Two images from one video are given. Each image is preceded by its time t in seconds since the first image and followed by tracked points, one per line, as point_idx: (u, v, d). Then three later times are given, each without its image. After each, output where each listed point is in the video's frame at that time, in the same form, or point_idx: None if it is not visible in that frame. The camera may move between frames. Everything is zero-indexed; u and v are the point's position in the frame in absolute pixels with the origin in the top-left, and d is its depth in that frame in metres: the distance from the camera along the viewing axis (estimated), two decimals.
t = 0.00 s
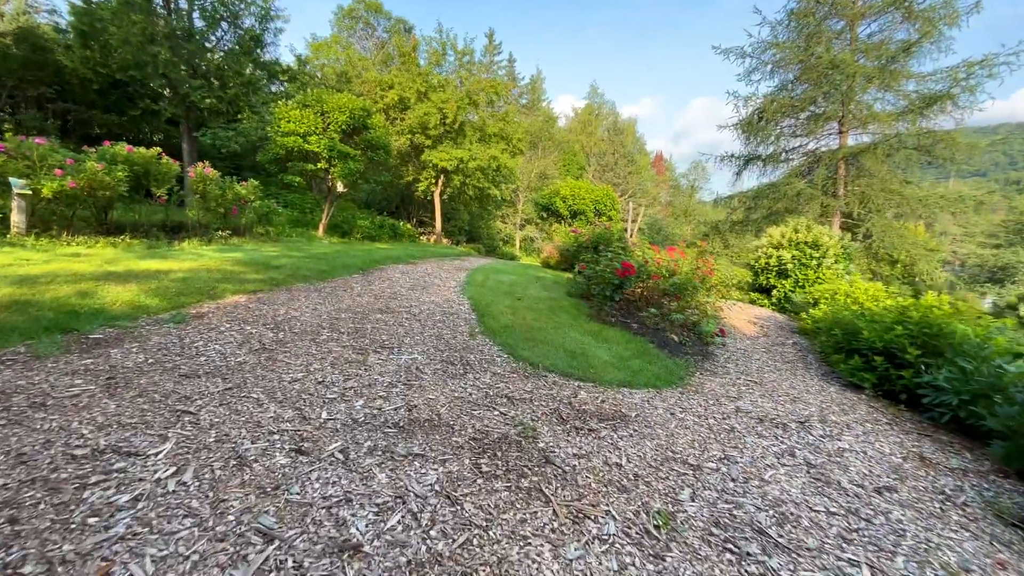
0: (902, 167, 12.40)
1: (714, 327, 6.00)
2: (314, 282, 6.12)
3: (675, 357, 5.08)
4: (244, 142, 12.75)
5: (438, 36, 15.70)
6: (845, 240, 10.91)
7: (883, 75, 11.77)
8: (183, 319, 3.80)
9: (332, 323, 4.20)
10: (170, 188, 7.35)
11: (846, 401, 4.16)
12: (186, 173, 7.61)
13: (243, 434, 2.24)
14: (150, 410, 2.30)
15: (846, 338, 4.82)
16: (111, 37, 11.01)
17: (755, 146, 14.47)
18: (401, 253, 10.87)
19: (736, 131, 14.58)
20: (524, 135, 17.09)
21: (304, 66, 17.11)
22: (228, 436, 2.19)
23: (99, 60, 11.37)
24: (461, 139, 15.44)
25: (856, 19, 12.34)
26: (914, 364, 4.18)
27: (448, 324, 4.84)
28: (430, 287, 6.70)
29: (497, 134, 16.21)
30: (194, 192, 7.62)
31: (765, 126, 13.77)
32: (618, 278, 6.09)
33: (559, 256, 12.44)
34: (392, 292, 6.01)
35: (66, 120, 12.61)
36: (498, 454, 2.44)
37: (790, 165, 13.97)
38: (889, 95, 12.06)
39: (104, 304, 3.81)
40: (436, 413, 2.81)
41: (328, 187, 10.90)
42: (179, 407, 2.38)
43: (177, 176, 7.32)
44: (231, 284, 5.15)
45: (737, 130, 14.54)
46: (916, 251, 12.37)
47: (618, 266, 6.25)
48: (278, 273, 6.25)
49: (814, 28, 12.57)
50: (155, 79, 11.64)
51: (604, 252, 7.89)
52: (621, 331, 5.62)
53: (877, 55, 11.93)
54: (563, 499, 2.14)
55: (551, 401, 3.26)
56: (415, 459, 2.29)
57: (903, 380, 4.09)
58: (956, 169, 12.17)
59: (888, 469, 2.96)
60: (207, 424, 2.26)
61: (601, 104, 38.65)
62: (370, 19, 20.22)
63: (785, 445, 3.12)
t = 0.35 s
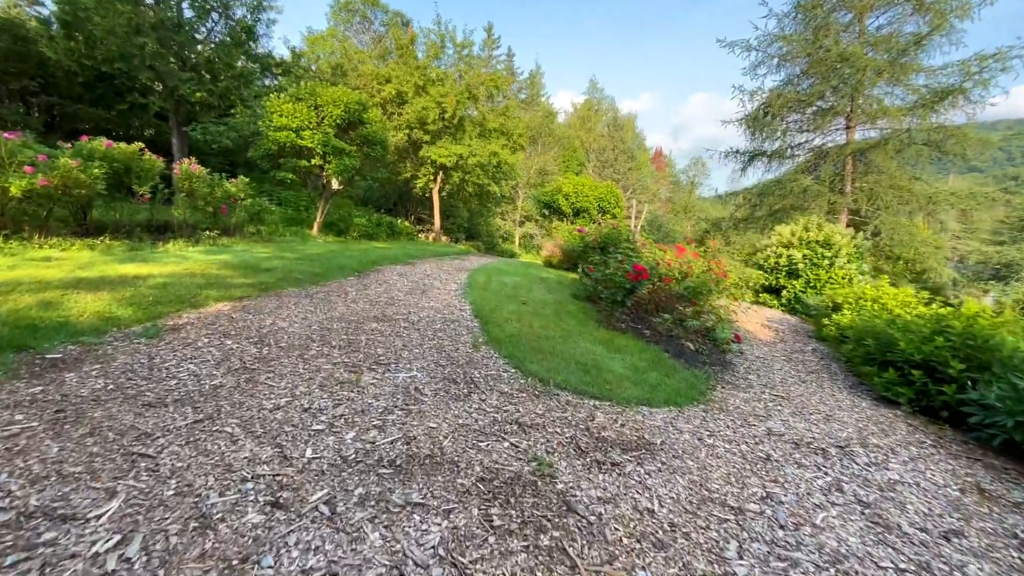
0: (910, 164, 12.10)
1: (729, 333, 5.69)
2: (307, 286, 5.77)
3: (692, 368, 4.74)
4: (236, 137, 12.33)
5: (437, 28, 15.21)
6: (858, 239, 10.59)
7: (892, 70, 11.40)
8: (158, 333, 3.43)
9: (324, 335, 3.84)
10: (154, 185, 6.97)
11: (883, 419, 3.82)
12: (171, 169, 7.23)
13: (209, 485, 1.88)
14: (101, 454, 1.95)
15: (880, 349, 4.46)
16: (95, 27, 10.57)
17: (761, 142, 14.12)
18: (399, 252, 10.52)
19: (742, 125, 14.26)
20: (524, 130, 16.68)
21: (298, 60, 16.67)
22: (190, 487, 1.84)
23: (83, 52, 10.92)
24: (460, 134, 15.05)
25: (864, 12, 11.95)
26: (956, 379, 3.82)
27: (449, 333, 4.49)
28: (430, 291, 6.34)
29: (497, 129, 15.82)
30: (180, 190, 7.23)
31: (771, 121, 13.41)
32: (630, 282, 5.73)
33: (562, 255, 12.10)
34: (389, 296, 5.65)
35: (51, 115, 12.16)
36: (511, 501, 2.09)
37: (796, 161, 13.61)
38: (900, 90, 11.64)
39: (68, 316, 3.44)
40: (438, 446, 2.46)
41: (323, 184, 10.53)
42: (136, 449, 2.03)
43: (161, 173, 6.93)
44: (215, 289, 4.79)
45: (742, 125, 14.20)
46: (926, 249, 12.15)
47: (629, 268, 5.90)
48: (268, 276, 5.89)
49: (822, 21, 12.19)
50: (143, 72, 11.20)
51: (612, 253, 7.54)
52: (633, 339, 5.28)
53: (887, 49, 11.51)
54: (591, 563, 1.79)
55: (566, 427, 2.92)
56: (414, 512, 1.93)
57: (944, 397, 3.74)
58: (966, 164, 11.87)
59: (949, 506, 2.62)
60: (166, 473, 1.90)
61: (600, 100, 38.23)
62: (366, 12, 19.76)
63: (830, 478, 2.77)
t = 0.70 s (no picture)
0: (912, 159, 11.81)
1: (743, 338, 5.38)
2: (294, 289, 5.40)
3: (707, 378, 4.41)
4: (224, 132, 11.88)
5: (433, 19, 14.71)
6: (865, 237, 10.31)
7: (895, 64, 11.09)
8: (120, 346, 3.06)
9: (308, 346, 3.47)
10: (131, 181, 6.56)
11: (921, 438, 3.49)
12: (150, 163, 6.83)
13: (151, 549, 1.53)
14: (17, 511, 1.59)
15: (911, 359, 4.12)
16: (74, 15, 10.09)
17: (763, 137, 13.79)
18: (393, 251, 10.15)
19: (744, 120, 13.94)
20: (522, 124, 16.27)
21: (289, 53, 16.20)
22: (127, 555, 1.49)
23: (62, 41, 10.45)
24: (457, 128, 14.64)
25: (870, 4, 11.67)
26: (997, 392, 3.47)
27: (446, 342, 4.14)
28: (426, 293, 5.97)
29: (494, 124, 15.43)
30: (159, 186, 6.83)
31: (773, 115, 13.07)
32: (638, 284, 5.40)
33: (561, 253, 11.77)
34: (381, 299, 5.29)
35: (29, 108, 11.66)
36: (522, 560, 1.75)
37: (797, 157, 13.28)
38: (905, 86, 11.32)
39: (17, 329, 3.06)
40: (434, 486, 2.11)
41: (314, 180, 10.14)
42: (65, 502, 1.67)
43: (138, 168, 6.53)
44: (190, 294, 4.41)
45: (745, 120, 13.89)
46: (930, 244, 11.75)
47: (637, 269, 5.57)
48: (250, 278, 5.50)
49: (826, 13, 11.87)
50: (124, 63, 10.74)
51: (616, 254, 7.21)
52: (642, 345, 4.95)
53: (893, 42, 11.20)
54: None
55: (578, 455, 2.58)
56: None
57: (985, 412, 3.41)
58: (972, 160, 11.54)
59: (1017, 546, 2.29)
60: (97, 535, 1.54)
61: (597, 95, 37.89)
62: (360, 5, 19.32)
63: (878, 514, 2.45)
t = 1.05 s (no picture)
0: (911, 156, 11.55)
1: (756, 346, 5.06)
2: (274, 296, 5.02)
3: (723, 393, 4.08)
4: (208, 127, 11.40)
5: (425, 11, 14.22)
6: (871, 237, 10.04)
7: (895, 60, 10.80)
8: (68, 371, 2.67)
9: (287, 366, 3.10)
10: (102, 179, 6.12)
11: (964, 463, 3.17)
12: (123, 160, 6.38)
13: None
14: None
15: (946, 373, 3.79)
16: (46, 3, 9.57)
17: (762, 135, 13.49)
18: (385, 252, 9.75)
19: (742, 117, 13.64)
20: (518, 120, 15.88)
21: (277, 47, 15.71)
22: None
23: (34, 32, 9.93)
24: (451, 125, 14.24)
25: None
26: None
27: (441, 357, 3.78)
28: (420, 299, 5.60)
29: (488, 120, 15.03)
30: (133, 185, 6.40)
31: (772, 111, 12.74)
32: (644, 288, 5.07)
33: (558, 253, 11.44)
34: (371, 307, 4.92)
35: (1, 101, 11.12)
36: None
37: (796, 154, 12.99)
38: (908, 82, 11.01)
39: None
40: (429, 551, 1.75)
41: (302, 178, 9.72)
42: None
43: (109, 166, 6.10)
44: (159, 305, 4.03)
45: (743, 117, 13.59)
46: (930, 243, 11.51)
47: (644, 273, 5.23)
48: (228, 283, 5.10)
49: (826, 7, 11.59)
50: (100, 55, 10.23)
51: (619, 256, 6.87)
52: (651, 357, 4.62)
53: (895, 37, 10.93)
54: None
55: (595, 499, 2.24)
56: None
57: None
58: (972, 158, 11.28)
59: None
60: None
61: (592, 93, 37.62)
62: None
63: (942, 565, 2.12)
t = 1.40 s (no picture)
0: (908, 154, 11.32)
1: (774, 354, 4.75)
2: (255, 302, 4.61)
3: (746, 409, 3.76)
4: (188, 121, 10.87)
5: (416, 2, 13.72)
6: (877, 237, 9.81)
7: (896, 54, 10.53)
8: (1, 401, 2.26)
9: (266, 388, 2.72)
10: (66, 175, 5.64)
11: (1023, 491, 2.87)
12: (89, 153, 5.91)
13: None
14: None
15: (990, 389, 3.47)
16: None
17: (760, 131, 13.23)
18: (375, 251, 9.35)
19: (739, 114, 13.38)
20: (512, 116, 15.48)
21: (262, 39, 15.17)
22: None
23: None
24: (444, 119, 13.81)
25: None
26: None
27: (440, 374, 3.40)
28: (414, 304, 5.23)
29: (482, 115, 14.61)
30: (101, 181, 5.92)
31: (770, 107, 12.49)
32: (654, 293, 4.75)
33: (555, 252, 11.10)
34: (361, 314, 4.54)
35: None
36: None
37: (793, 151, 12.74)
38: (904, 78, 10.78)
39: None
40: None
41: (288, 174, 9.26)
42: None
43: (74, 160, 5.62)
44: (122, 315, 3.60)
45: (740, 113, 13.34)
46: (927, 239, 11.18)
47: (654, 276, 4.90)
48: (204, 288, 4.68)
49: (825, 1, 11.32)
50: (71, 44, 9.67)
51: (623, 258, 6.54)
52: (664, 368, 4.29)
53: (896, 31, 10.67)
54: None
55: (629, 554, 1.89)
56: None
57: None
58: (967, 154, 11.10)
59: None
60: None
61: (583, 89, 37.42)
62: None
63: None
